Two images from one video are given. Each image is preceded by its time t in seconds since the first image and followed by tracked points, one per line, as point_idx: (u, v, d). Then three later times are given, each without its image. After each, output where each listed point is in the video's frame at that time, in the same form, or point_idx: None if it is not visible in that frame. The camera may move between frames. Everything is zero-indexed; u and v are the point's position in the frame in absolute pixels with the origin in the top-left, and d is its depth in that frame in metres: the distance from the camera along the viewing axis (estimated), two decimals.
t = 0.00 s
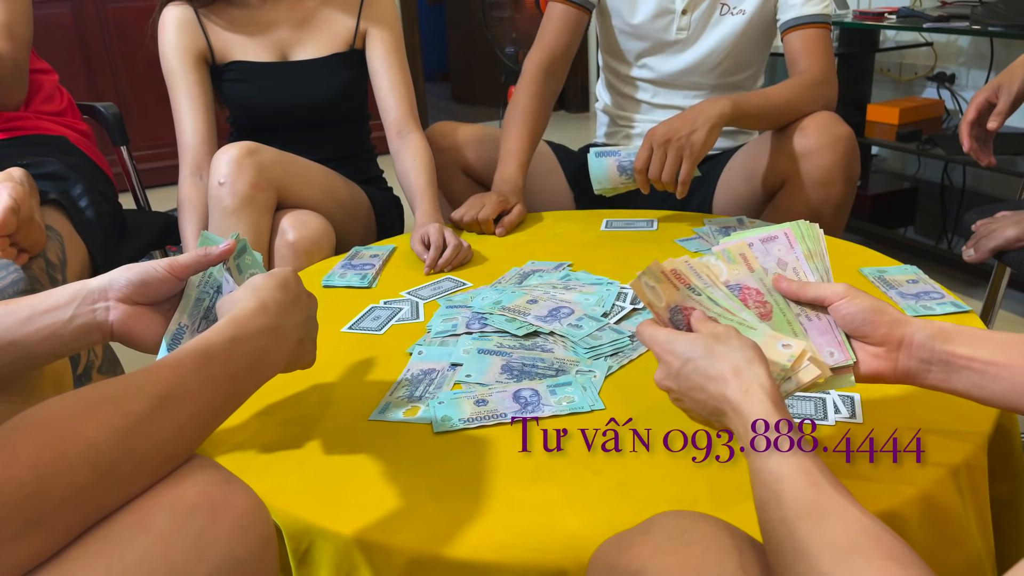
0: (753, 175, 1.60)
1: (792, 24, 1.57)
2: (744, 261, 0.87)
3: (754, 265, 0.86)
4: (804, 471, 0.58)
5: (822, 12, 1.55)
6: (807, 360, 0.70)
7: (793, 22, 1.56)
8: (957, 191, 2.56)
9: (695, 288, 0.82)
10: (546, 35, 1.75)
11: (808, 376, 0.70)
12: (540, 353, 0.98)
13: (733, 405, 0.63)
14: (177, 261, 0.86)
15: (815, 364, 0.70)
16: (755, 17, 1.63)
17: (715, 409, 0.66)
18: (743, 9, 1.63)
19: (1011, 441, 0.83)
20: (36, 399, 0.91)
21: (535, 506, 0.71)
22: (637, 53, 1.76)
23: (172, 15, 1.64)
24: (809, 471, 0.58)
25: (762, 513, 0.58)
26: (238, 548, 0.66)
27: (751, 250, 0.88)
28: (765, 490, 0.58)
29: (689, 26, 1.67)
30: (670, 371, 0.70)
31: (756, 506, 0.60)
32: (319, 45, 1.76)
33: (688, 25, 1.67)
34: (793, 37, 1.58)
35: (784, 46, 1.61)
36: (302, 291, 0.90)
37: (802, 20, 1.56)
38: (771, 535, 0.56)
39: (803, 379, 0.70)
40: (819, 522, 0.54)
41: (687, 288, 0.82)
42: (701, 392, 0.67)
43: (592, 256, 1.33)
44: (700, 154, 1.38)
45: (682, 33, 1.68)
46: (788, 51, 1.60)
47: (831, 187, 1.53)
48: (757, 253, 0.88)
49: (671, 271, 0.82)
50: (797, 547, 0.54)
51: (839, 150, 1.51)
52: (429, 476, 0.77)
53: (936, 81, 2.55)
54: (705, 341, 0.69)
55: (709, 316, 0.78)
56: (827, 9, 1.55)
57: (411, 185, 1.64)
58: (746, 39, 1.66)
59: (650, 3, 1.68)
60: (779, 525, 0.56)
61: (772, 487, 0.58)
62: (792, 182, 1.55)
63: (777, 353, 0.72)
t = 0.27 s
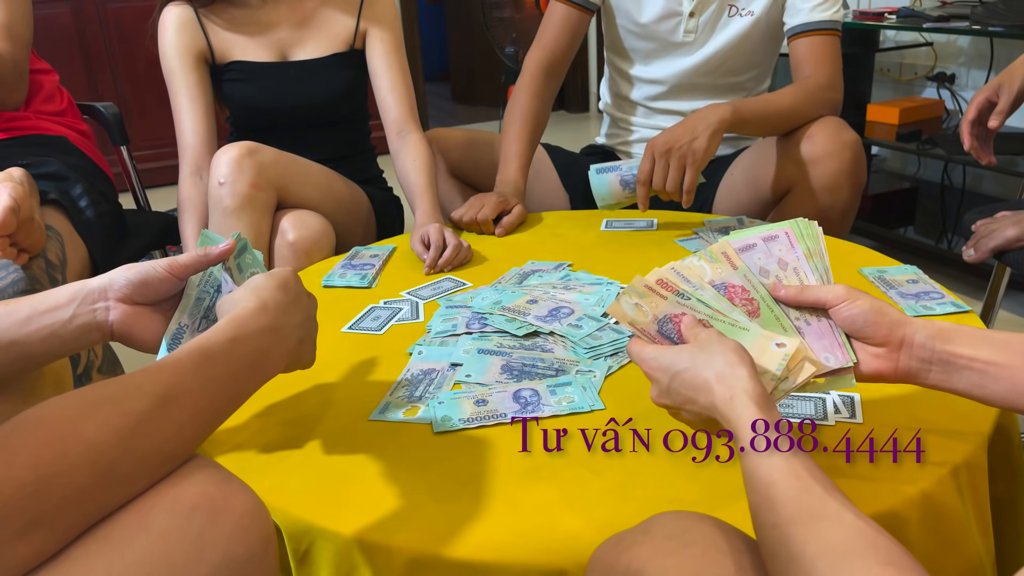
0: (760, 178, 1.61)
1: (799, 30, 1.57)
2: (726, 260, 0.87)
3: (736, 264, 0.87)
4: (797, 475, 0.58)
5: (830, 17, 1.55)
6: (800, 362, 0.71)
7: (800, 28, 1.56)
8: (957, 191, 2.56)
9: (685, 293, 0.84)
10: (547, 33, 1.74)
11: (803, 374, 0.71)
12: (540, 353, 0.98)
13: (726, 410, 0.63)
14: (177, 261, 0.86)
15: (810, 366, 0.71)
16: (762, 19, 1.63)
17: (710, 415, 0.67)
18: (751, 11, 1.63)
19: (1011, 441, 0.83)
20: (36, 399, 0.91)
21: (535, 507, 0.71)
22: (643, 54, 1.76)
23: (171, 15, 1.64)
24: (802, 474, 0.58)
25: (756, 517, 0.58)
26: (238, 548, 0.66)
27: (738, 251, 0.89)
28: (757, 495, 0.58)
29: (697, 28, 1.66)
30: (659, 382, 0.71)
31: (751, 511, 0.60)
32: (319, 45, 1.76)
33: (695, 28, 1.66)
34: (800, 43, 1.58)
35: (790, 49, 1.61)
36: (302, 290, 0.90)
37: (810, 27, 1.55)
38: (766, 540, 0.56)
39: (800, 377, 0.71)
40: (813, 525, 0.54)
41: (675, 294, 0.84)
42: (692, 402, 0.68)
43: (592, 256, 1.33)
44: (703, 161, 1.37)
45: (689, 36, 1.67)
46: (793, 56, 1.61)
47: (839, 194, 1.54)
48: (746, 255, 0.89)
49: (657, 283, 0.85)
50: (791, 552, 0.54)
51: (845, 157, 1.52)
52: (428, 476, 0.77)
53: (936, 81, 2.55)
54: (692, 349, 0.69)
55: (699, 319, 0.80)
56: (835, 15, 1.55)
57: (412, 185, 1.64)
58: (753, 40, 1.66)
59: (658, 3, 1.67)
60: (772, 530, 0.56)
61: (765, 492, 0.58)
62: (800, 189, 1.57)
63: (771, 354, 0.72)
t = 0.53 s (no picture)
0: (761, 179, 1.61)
1: (795, 29, 1.55)
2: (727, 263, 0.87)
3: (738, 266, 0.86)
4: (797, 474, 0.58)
5: (827, 18, 1.53)
6: (813, 362, 0.70)
7: (796, 28, 1.55)
8: (957, 191, 2.56)
9: (700, 292, 0.83)
10: (549, 37, 1.74)
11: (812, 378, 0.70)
12: (540, 353, 0.98)
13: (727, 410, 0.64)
14: (175, 261, 0.86)
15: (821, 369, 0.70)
16: (764, 18, 1.63)
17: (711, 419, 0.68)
18: (753, 10, 1.63)
19: (1011, 442, 0.83)
20: (36, 398, 0.91)
21: (535, 506, 0.71)
22: (647, 54, 1.76)
23: (171, 15, 1.64)
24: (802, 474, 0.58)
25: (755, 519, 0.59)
26: (238, 548, 0.66)
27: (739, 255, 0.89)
28: (757, 496, 0.59)
29: (699, 29, 1.66)
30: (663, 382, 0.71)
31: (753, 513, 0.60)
32: (319, 45, 1.76)
33: (697, 28, 1.66)
34: (796, 42, 1.56)
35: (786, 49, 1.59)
36: (302, 290, 0.90)
37: (806, 27, 1.54)
38: (767, 541, 0.56)
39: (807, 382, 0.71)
40: (813, 526, 0.54)
41: (690, 294, 0.83)
42: (695, 403, 0.68)
43: (593, 256, 1.33)
44: (689, 164, 1.37)
45: (691, 36, 1.67)
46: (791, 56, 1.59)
47: (835, 198, 1.55)
48: (746, 258, 0.89)
49: (671, 285, 0.85)
50: (790, 552, 0.54)
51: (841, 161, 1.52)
52: (428, 476, 0.77)
53: (936, 81, 2.55)
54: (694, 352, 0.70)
55: (712, 318, 0.79)
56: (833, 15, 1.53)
57: (412, 185, 1.64)
58: (756, 40, 1.66)
59: (660, 4, 1.67)
60: (771, 533, 0.56)
61: (764, 494, 0.58)
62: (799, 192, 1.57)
63: (783, 354, 0.71)
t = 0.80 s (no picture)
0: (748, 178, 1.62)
1: (785, 27, 1.56)
2: (727, 273, 0.86)
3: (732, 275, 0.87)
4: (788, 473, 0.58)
5: (817, 15, 1.53)
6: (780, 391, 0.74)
7: (786, 26, 1.55)
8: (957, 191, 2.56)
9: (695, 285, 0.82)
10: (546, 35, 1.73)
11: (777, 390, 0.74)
12: (540, 353, 0.98)
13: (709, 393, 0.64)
14: (175, 261, 0.86)
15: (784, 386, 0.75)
16: (760, 16, 1.63)
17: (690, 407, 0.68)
18: (748, 9, 1.63)
19: (1011, 441, 0.83)
20: (37, 398, 0.91)
21: (535, 506, 0.72)
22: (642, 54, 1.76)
23: (171, 15, 1.64)
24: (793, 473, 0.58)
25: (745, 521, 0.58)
26: (238, 548, 0.66)
27: (741, 261, 0.88)
28: (750, 493, 0.58)
29: (694, 27, 1.67)
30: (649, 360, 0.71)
31: (741, 513, 0.59)
32: (319, 45, 1.76)
33: (692, 26, 1.66)
34: (786, 40, 1.56)
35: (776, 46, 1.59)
36: (302, 290, 0.90)
37: (795, 24, 1.54)
38: (759, 538, 0.56)
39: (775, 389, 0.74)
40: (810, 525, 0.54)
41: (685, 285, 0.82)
42: (673, 382, 0.68)
43: (593, 256, 1.33)
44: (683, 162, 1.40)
45: (687, 34, 1.67)
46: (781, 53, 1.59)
47: (821, 194, 1.54)
48: (747, 263, 0.88)
49: (672, 270, 0.85)
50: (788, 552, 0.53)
51: (825, 158, 1.52)
52: (428, 476, 0.77)
53: (936, 81, 2.55)
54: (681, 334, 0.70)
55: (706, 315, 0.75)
56: (823, 12, 1.53)
57: (411, 186, 1.64)
58: (751, 38, 1.66)
59: (654, 3, 1.68)
60: (765, 534, 0.55)
61: (755, 495, 0.57)
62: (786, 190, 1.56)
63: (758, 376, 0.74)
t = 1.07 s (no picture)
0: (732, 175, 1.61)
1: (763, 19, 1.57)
2: (726, 295, 0.82)
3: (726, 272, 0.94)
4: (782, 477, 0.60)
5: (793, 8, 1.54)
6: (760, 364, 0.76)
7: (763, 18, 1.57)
8: (957, 191, 2.56)
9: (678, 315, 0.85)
10: (547, 33, 1.73)
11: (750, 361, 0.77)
12: (540, 353, 0.98)
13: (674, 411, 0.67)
14: (177, 261, 0.86)
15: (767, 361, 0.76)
16: (749, 16, 1.63)
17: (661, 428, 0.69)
18: (738, 8, 1.63)
19: (1011, 441, 0.83)
20: (37, 398, 0.91)
21: (536, 506, 0.72)
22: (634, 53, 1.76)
23: (171, 15, 1.63)
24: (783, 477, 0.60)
25: (749, 531, 0.58)
26: (238, 549, 0.66)
27: (740, 278, 0.83)
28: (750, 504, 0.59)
29: (683, 23, 1.67)
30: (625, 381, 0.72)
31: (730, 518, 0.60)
32: (319, 45, 1.76)
33: (681, 22, 1.66)
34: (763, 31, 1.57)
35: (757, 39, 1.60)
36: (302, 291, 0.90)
37: (772, 16, 1.56)
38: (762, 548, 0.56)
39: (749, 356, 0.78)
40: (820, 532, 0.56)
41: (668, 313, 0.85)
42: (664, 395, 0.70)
43: (593, 256, 1.33)
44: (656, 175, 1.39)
45: (675, 31, 1.68)
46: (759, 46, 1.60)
47: (807, 185, 1.52)
48: (745, 279, 0.83)
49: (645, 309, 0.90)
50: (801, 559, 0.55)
51: (807, 151, 1.50)
52: (428, 475, 0.77)
53: (936, 81, 2.55)
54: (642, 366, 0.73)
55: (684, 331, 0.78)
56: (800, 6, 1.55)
57: (410, 187, 1.64)
58: (740, 38, 1.65)
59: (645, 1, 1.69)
60: (779, 544, 0.56)
61: (760, 502, 0.58)
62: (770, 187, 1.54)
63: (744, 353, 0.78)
